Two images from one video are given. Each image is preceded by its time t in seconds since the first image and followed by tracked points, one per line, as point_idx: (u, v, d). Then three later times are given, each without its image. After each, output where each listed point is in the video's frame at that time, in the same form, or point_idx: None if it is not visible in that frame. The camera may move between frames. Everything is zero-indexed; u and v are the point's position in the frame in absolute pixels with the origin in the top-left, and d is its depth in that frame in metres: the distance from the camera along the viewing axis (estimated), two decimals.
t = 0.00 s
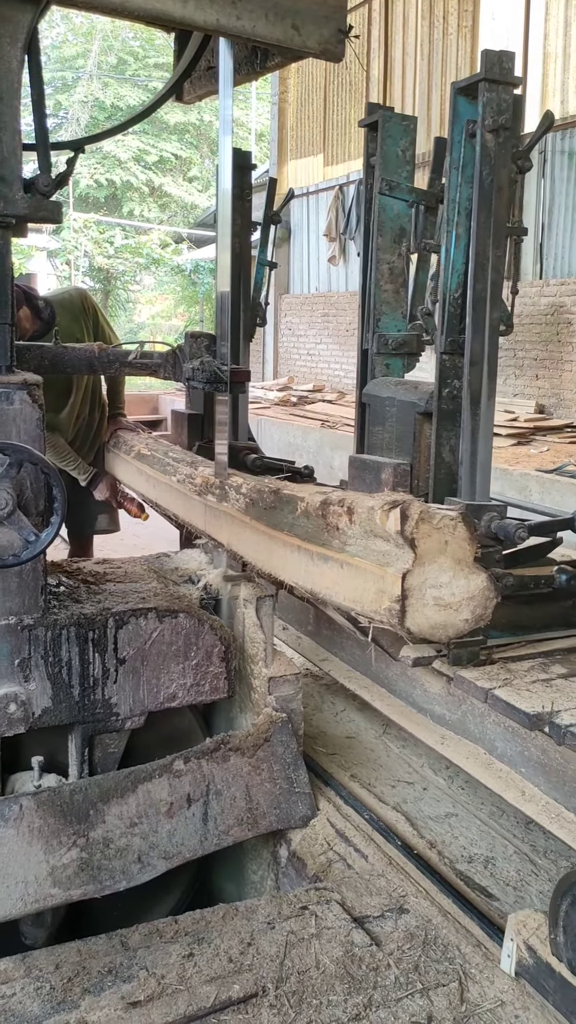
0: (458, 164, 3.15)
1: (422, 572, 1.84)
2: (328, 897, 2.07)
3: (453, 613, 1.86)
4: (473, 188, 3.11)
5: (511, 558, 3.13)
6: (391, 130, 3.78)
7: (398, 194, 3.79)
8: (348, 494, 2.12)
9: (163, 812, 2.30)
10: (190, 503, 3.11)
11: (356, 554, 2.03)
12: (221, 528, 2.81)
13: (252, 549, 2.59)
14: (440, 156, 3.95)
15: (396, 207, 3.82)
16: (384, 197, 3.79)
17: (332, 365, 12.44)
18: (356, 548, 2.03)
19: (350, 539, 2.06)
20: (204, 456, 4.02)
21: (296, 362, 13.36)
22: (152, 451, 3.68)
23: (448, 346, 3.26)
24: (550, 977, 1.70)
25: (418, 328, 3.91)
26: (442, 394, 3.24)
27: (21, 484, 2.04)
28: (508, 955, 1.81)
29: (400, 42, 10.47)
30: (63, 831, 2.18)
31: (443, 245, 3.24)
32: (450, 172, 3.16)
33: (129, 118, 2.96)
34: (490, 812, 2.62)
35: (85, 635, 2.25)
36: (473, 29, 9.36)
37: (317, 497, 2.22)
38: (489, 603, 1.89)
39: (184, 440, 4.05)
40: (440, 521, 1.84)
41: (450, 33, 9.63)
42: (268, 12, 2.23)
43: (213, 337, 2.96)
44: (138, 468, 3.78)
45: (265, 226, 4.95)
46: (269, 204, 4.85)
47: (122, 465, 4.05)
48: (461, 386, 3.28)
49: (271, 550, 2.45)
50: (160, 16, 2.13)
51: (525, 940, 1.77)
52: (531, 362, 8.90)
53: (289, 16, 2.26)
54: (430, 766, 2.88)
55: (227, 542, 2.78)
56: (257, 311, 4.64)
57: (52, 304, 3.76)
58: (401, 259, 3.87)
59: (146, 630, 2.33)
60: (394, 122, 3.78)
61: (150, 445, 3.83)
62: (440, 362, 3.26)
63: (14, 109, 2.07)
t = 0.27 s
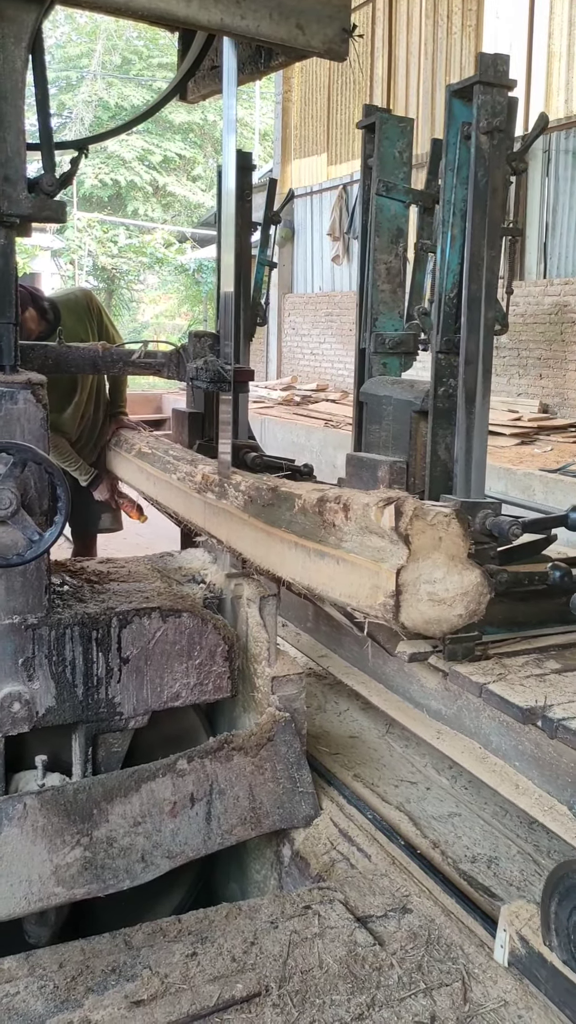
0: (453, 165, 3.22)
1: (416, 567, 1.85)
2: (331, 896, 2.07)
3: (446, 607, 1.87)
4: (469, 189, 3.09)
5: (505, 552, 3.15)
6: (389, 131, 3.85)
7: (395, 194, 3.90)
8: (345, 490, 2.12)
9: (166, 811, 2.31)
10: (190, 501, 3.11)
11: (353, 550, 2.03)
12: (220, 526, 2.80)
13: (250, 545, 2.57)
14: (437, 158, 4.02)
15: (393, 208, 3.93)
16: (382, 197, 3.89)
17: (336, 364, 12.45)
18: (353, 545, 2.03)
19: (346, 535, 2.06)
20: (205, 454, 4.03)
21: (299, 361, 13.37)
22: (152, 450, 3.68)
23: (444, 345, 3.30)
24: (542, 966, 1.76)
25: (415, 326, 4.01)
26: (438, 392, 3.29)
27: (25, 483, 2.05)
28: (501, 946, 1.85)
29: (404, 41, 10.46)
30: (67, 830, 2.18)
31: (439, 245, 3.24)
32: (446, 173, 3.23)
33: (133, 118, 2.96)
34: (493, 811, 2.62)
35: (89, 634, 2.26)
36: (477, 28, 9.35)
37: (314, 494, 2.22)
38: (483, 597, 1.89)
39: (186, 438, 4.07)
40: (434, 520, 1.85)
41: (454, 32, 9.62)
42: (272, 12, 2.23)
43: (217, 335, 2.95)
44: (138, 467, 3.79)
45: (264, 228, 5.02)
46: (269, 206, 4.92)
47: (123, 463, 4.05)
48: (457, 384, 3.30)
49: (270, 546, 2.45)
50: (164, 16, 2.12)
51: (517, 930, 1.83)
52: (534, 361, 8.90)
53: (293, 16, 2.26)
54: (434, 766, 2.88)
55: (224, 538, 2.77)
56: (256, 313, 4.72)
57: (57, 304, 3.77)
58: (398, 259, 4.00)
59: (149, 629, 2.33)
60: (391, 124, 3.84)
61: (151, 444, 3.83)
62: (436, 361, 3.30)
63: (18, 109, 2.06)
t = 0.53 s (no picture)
0: (450, 167, 3.26)
1: (412, 564, 1.85)
2: (335, 897, 2.07)
3: (441, 603, 1.87)
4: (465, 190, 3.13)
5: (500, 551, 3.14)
6: (387, 134, 3.86)
7: (393, 197, 3.87)
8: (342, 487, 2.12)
9: (170, 811, 2.31)
10: (191, 499, 3.11)
11: (349, 548, 2.04)
12: (220, 524, 2.79)
13: (250, 542, 2.57)
14: (433, 159, 4.03)
15: (391, 210, 3.94)
16: (379, 199, 3.88)
17: (340, 365, 12.44)
18: (350, 542, 2.03)
19: (344, 533, 2.06)
20: (207, 453, 4.05)
21: (303, 361, 13.37)
22: (154, 450, 3.68)
23: (440, 345, 3.37)
24: (535, 958, 1.77)
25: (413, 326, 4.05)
26: (435, 392, 3.33)
27: (30, 483, 2.07)
28: (496, 938, 1.87)
29: (408, 42, 10.45)
30: (71, 830, 2.18)
31: (436, 246, 3.35)
32: (442, 175, 3.27)
33: (138, 118, 2.96)
34: (497, 812, 2.61)
35: (93, 635, 2.26)
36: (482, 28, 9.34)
37: (312, 492, 2.22)
38: (479, 593, 1.89)
39: (185, 437, 4.10)
40: (430, 514, 1.83)
41: (459, 32, 9.61)
42: (277, 12, 2.23)
43: (220, 336, 2.94)
44: (140, 466, 3.80)
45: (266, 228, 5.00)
46: (269, 206, 4.91)
47: (125, 462, 4.06)
48: (453, 384, 3.36)
49: (269, 544, 2.45)
50: (169, 16, 2.13)
51: (512, 922, 1.83)
52: (539, 361, 8.88)
53: (298, 16, 2.26)
54: (438, 766, 2.87)
55: (224, 537, 2.77)
56: (257, 312, 4.72)
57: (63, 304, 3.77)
58: (396, 260, 4.03)
59: (154, 630, 2.33)
60: (389, 127, 3.85)
61: (152, 443, 3.83)
62: (433, 361, 3.36)
63: (24, 110, 2.07)
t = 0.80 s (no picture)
0: (446, 170, 3.33)
1: (408, 562, 1.85)
2: (339, 898, 2.07)
3: (437, 601, 1.87)
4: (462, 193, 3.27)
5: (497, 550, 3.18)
6: (385, 137, 3.86)
7: (391, 198, 3.92)
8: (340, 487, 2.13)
9: (174, 812, 2.31)
10: (191, 498, 3.12)
11: (347, 546, 2.04)
12: (220, 523, 2.80)
13: (250, 541, 2.57)
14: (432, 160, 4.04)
15: (390, 212, 3.96)
16: (378, 201, 3.91)
17: (343, 365, 12.44)
18: (348, 541, 2.03)
19: (341, 532, 2.06)
20: (208, 453, 4.07)
21: (307, 362, 13.37)
22: (156, 450, 3.68)
23: (437, 345, 3.47)
24: (530, 951, 1.78)
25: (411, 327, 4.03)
26: (432, 392, 3.44)
27: (34, 484, 2.07)
28: (492, 930, 1.89)
29: (412, 42, 10.45)
30: (75, 830, 2.18)
31: (432, 248, 3.42)
32: (439, 178, 3.34)
33: (142, 119, 2.96)
34: (501, 813, 2.61)
35: (97, 635, 2.26)
36: (486, 28, 9.33)
37: (311, 491, 2.22)
38: (474, 591, 1.91)
39: (186, 437, 4.11)
40: (426, 513, 1.83)
41: (463, 32, 9.60)
42: (281, 12, 2.23)
43: (225, 337, 3.00)
44: (141, 465, 3.80)
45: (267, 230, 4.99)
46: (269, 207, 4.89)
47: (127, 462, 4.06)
48: (450, 384, 3.47)
49: (267, 542, 2.45)
50: (174, 17, 2.13)
51: (507, 914, 1.86)
52: (543, 362, 8.88)
53: (302, 17, 2.26)
54: (441, 767, 2.87)
55: (224, 535, 2.77)
56: (259, 312, 4.71)
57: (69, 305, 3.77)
58: (394, 261, 4.00)
59: (158, 630, 2.34)
60: (388, 129, 3.85)
61: (154, 443, 3.84)
62: (430, 361, 3.46)
63: (28, 111, 2.07)
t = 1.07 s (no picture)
0: (443, 172, 3.37)
1: (404, 560, 1.87)
2: (342, 899, 2.07)
3: (432, 600, 1.88)
4: (458, 195, 3.24)
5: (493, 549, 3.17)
6: (383, 139, 3.90)
7: (389, 200, 3.90)
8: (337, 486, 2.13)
9: (177, 813, 2.31)
10: (191, 497, 3.12)
11: (344, 544, 2.05)
12: (220, 522, 2.80)
13: (249, 541, 2.57)
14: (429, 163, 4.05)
15: (387, 214, 3.94)
16: (375, 204, 3.90)
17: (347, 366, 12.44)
18: (345, 541, 2.04)
19: (338, 531, 2.07)
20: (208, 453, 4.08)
21: (310, 362, 13.37)
22: (157, 450, 3.69)
23: (433, 347, 3.46)
24: (524, 945, 1.80)
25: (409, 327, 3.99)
26: (428, 392, 3.45)
27: (37, 484, 2.07)
28: (486, 924, 1.91)
29: (415, 43, 10.45)
30: (78, 831, 2.18)
31: (429, 249, 3.41)
32: (436, 180, 3.38)
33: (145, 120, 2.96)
34: (504, 814, 2.61)
35: (100, 636, 2.26)
36: (489, 28, 9.32)
37: (308, 490, 2.23)
38: (469, 589, 1.90)
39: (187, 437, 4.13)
40: (421, 512, 1.85)
41: (466, 33, 9.59)
42: (284, 13, 2.23)
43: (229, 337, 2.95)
44: (141, 465, 3.80)
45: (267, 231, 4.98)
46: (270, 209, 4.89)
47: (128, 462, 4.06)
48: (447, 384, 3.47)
49: (266, 540, 2.46)
50: (177, 18, 2.13)
51: (501, 910, 1.88)
52: (546, 362, 8.88)
53: (305, 18, 2.26)
54: (444, 768, 2.87)
55: (224, 535, 2.78)
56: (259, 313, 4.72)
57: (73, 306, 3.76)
58: (392, 263, 4.00)
59: (160, 631, 2.34)
60: (385, 132, 3.89)
61: (155, 443, 3.84)
62: (426, 362, 3.47)
63: (32, 112, 2.07)
